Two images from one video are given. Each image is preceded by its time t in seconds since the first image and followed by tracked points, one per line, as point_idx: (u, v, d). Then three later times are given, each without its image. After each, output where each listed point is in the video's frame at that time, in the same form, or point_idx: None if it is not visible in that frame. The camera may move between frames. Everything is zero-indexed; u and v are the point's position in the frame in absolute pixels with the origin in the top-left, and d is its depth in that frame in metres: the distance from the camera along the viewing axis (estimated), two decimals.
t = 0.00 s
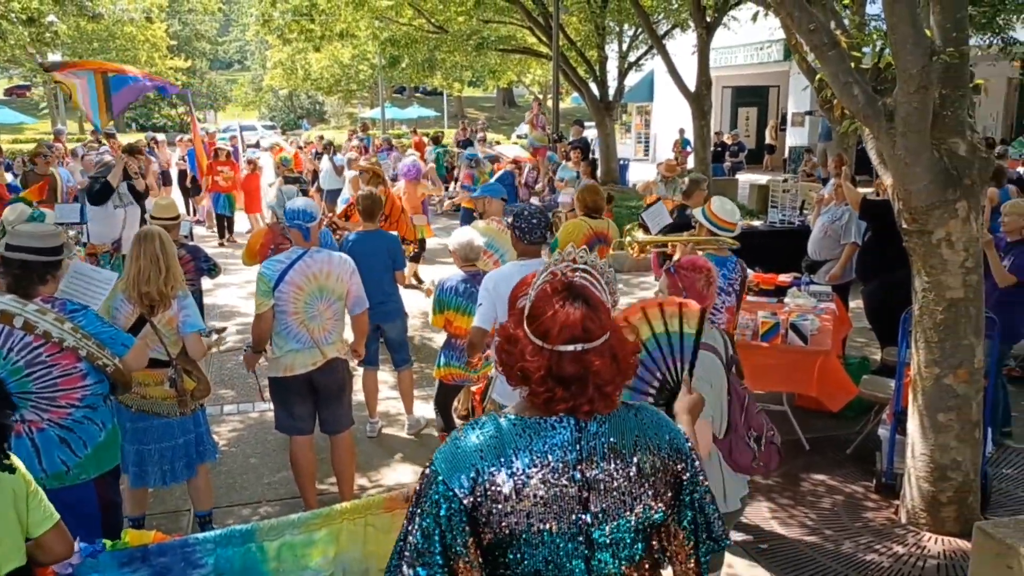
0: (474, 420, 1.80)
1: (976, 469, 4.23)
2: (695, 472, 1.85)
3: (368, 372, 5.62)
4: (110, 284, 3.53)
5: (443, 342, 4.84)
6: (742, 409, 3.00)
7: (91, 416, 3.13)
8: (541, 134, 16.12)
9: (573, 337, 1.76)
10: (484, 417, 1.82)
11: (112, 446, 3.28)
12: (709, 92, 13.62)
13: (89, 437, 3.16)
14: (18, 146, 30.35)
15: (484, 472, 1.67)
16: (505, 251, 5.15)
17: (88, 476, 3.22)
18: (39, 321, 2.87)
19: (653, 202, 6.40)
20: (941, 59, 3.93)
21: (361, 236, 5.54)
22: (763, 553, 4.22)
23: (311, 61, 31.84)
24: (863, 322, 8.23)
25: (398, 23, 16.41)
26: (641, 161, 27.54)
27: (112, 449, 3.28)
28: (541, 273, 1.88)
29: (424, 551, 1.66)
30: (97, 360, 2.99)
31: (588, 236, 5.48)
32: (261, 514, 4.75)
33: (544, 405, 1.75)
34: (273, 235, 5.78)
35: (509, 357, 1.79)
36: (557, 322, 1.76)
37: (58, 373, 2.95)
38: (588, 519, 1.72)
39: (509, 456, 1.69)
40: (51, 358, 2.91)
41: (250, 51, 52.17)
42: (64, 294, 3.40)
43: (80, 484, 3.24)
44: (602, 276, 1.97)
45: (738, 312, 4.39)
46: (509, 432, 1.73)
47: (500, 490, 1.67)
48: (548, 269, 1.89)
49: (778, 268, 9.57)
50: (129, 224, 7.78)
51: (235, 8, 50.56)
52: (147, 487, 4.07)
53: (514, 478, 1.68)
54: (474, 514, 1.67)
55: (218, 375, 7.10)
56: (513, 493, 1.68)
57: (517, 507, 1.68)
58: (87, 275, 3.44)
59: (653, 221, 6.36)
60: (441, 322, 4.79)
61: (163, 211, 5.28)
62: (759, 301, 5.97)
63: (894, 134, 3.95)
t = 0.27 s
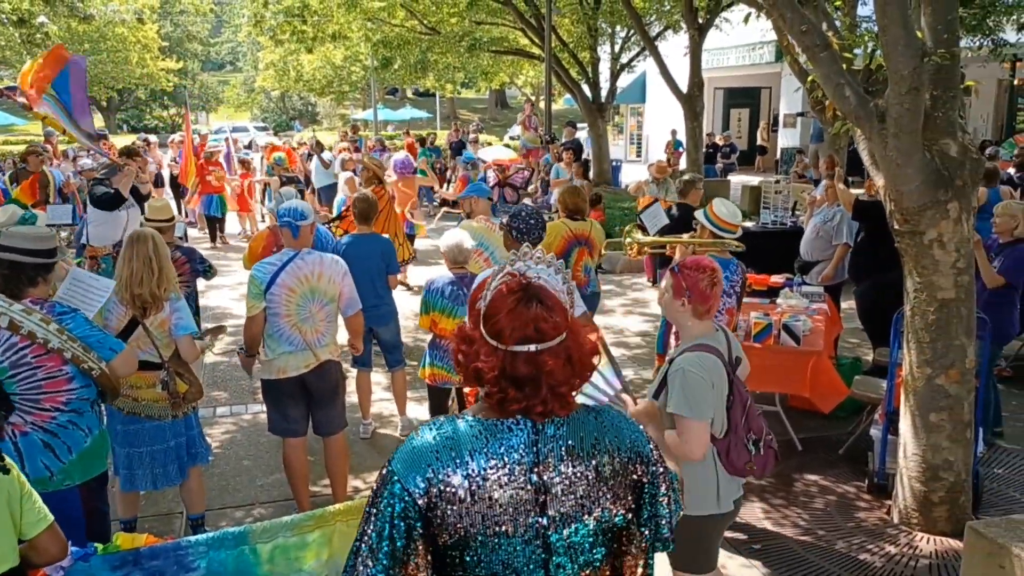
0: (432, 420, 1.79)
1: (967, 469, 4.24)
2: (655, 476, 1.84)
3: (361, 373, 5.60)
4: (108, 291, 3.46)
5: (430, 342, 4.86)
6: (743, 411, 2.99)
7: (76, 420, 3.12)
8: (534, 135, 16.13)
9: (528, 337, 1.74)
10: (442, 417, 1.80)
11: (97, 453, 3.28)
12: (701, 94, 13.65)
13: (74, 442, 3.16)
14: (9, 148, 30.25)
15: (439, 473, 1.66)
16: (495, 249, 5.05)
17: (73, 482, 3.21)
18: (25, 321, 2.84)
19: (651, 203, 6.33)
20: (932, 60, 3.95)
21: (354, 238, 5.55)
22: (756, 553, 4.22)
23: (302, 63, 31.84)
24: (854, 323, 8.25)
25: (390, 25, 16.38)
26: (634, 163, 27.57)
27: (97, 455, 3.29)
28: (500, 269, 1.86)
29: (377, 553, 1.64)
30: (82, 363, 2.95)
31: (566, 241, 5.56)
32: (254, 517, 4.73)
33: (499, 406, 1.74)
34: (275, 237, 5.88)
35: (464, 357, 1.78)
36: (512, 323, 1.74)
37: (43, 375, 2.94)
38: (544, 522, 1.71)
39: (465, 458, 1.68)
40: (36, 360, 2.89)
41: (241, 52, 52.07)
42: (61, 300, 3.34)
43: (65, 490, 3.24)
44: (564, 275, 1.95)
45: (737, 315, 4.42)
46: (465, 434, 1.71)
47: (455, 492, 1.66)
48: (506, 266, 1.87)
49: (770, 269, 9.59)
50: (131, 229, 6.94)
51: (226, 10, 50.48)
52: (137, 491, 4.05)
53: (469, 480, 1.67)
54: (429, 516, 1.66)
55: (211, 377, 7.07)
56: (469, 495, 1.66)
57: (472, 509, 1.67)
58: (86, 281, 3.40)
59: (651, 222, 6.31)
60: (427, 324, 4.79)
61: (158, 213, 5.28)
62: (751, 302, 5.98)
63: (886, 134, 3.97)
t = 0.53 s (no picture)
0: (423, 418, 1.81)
1: (963, 469, 4.25)
2: (644, 481, 1.81)
3: (356, 374, 5.60)
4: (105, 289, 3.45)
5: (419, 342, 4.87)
6: (748, 407, 3.01)
7: (72, 422, 3.10)
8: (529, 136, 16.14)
9: (510, 339, 1.75)
10: (432, 416, 1.81)
11: (94, 454, 3.25)
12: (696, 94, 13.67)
13: (70, 444, 3.12)
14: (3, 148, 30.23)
15: (420, 473, 1.68)
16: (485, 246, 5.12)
17: (68, 483, 3.18)
18: (18, 325, 2.83)
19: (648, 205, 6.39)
20: (927, 61, 3.96)
21: (351, 238, 5.49)
22: (752, 553, 4.22)
23: (297, 63, 31.84)
24: (850, 323, 8.26)
25: (385, 25, 16.35)
26: (629, 163, 27.61)
27: (94, 456, 3.26)
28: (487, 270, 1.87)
29: (360, 551, 1.68)
30: (77, 367, 2.96)
31: (557, 243, 5.54)
32: (249, 518, 4.72)
33: (481, 407, 1.75)
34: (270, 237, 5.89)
35: (448, 357, 1.79)
36: (495, 324, 1.75)
37: (37, 379, 2.93)
38: (527, 525, 1.70)
39: (446, 459, 1.69)
40: (30, 363, 2.88)
41: (236, 52, 52.02)
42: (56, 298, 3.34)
43: (61, 491, 3.21)
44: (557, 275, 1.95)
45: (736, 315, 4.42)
46: (449, 435, 1.73)
47: (436, 493, 1.67)
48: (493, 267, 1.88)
49: (765, 269, 9.60)
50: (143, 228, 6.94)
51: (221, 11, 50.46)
52: (132, 492, 4.04)
53: (450, 481, 1.68)
54: (411, 516, 1.68)
55: (206, 378, 7.05)
56: (450, 495, 1.68)
57: (454, 510, 1.68)
58: (82, 279, 3.39)
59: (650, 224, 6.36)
60: (418, 323, 4.81)
61: (154, 213, 5.25)
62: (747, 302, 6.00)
63: (881, 135, 3.97)
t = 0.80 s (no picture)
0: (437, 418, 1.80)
1: (958, 470, 4.26)
2: (660, 482, 1.77)
3: (353, 375, 5.59)
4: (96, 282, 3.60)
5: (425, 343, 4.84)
6: (751, 401, 3.01)
7: (81, 422, 3.13)
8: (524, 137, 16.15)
9: (515, 338, 1.73)
10: (446, 416, 1.80)
11: (104, 453, 3.26)
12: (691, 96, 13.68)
13: (80, 443, 3.15)
14: None
15: (433, 472, 1.67)
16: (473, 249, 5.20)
17: (81, 482, 3.20)
18: (28, 334, 2.86)
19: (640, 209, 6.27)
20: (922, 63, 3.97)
21: (349, 240, 5.49)
22: (748, 553, 4.23)
23: (292, 64, 31.80)
24: (845, 324, 8.28)
25: (381, 26, 16.35)
26: (624, 164, 27.64)
27: (105, 452, 3.27)
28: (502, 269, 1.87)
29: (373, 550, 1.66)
30: (88, 371, 2.98)
31: (559, 243, 5.57)
32: (245, 519, 4.71)
33: (492, 407, 1.74)
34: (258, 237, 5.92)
35: (457, 357, 1.79)
36: (502, 324, 1.74)
37: (48, 384, 2.96)
38: (540, 524, 1.69)
39: (459, 457, 1.68)
40: (40, 369, 2.91)
41: (232, 53, 51.99)
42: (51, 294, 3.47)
43: (74, 490, 3.22)
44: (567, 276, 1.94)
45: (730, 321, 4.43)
46: (462, 435, 1.71)
47: (449, 491, 1.66)
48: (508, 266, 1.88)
49: (761, 270, 9.61)
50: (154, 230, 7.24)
51: (216, 11, 50.37)
52: (128, 493, 4.03)
53: (463, 480, 1.67)
54: (424, 514, 1.67)
55: (201, 379, 7.04)
56: (462, 495, 1.66)
57: (467, 508, 1.66)
58: (73, 271, 3.52)
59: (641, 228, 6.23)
60: (424, 325, 4.79)
61: (151, 214, 5.24)
62: (743, 303, 6.02)
63: (877, 136, 3.97)
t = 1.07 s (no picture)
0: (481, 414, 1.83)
1: (961, 469, 4.26)
2: (704, 476, 1.83)
3: (356, 374, 5.59)
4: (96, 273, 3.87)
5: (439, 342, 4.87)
6: (754, 398, 3.04)
7: (99, 418, 3.13)
8: (526, 136, 16.14)
9: (561, 336, 1.76)
10: (489, 412, 1.83)
11: (119, 446, 3.28)
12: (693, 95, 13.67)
13: (97, 439, 3.15)
14: None
15: (481, 466, 1.69)
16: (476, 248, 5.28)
17: (98, 477, 3.21)
18: (51, 337, 2.86)
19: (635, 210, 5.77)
20: (926, 62, 3.97)
21: (352, 239, 5.48)
22: (751, 553, 4.23)
23: (293, 64, 31.80)
24: (847, 323, 8.28)
25: (381, 26, 16.34)
26: (625, 164, 27.63)
27: (119, 447, 3.28)
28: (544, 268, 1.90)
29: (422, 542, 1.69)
30: (109, 370, 3.00)
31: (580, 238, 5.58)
32: (249, 518, 4.71)
33: (537, 403, 1.77)
34: (249, 236, 5.92)
35: (502, 355, 1.81)
36: (547, 322, 1.76)
37: (68, 384, 2.96)
38: (588, 519, 1.72)
39: (507, 452, 1.71)
40: (61, 369, 2.91)
41: (233, 53, 52.04)
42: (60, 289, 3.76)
43: (91, 485, 3.23)
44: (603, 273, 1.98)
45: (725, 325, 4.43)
46: (509, 429, 1.74)
47: (497, 485, 1.69)
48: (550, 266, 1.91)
49: (763, 270, 9.61)
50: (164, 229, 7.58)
51: (216, 11, 50.35)
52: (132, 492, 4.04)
53: (511, 474, 1.70)
54: (472, 508, 1.69)
55: (204, 379, 7.04)
56: (510, 489, 1.69)
57: (515, 502, 1.69)
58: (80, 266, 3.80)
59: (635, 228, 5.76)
60: (435, 323, 4.81)
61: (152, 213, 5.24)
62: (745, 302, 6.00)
63: (880, 135, 3.97)
